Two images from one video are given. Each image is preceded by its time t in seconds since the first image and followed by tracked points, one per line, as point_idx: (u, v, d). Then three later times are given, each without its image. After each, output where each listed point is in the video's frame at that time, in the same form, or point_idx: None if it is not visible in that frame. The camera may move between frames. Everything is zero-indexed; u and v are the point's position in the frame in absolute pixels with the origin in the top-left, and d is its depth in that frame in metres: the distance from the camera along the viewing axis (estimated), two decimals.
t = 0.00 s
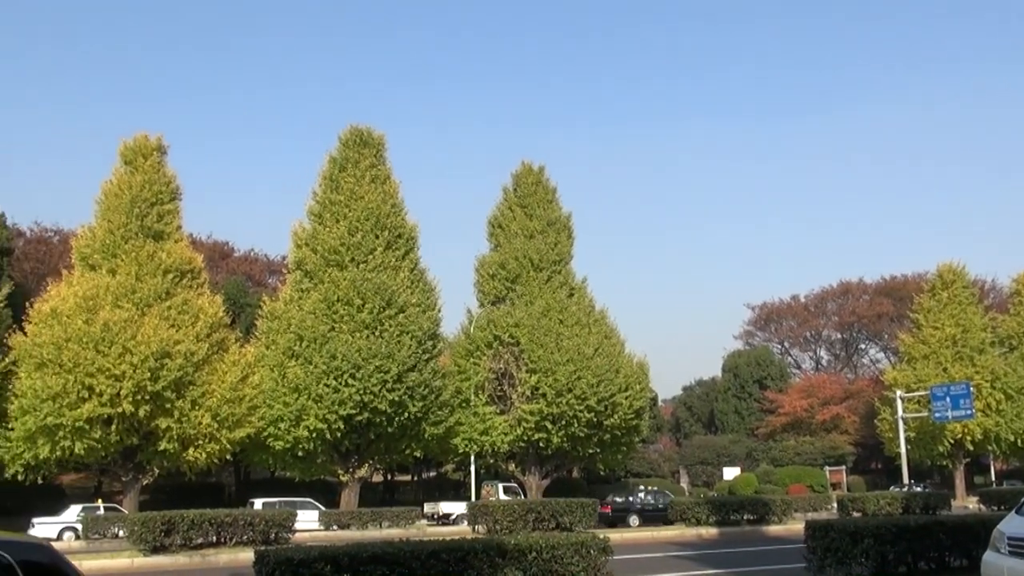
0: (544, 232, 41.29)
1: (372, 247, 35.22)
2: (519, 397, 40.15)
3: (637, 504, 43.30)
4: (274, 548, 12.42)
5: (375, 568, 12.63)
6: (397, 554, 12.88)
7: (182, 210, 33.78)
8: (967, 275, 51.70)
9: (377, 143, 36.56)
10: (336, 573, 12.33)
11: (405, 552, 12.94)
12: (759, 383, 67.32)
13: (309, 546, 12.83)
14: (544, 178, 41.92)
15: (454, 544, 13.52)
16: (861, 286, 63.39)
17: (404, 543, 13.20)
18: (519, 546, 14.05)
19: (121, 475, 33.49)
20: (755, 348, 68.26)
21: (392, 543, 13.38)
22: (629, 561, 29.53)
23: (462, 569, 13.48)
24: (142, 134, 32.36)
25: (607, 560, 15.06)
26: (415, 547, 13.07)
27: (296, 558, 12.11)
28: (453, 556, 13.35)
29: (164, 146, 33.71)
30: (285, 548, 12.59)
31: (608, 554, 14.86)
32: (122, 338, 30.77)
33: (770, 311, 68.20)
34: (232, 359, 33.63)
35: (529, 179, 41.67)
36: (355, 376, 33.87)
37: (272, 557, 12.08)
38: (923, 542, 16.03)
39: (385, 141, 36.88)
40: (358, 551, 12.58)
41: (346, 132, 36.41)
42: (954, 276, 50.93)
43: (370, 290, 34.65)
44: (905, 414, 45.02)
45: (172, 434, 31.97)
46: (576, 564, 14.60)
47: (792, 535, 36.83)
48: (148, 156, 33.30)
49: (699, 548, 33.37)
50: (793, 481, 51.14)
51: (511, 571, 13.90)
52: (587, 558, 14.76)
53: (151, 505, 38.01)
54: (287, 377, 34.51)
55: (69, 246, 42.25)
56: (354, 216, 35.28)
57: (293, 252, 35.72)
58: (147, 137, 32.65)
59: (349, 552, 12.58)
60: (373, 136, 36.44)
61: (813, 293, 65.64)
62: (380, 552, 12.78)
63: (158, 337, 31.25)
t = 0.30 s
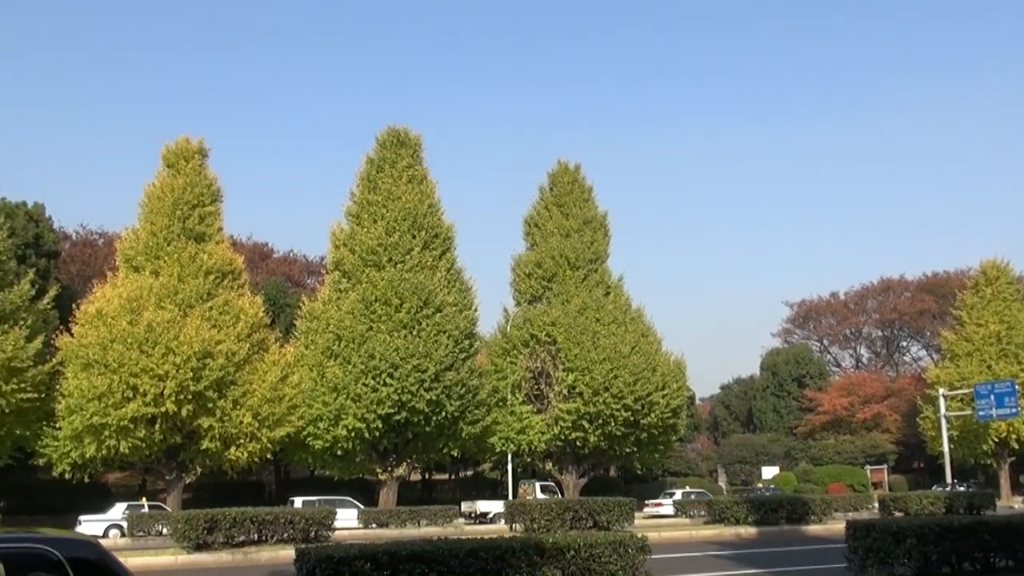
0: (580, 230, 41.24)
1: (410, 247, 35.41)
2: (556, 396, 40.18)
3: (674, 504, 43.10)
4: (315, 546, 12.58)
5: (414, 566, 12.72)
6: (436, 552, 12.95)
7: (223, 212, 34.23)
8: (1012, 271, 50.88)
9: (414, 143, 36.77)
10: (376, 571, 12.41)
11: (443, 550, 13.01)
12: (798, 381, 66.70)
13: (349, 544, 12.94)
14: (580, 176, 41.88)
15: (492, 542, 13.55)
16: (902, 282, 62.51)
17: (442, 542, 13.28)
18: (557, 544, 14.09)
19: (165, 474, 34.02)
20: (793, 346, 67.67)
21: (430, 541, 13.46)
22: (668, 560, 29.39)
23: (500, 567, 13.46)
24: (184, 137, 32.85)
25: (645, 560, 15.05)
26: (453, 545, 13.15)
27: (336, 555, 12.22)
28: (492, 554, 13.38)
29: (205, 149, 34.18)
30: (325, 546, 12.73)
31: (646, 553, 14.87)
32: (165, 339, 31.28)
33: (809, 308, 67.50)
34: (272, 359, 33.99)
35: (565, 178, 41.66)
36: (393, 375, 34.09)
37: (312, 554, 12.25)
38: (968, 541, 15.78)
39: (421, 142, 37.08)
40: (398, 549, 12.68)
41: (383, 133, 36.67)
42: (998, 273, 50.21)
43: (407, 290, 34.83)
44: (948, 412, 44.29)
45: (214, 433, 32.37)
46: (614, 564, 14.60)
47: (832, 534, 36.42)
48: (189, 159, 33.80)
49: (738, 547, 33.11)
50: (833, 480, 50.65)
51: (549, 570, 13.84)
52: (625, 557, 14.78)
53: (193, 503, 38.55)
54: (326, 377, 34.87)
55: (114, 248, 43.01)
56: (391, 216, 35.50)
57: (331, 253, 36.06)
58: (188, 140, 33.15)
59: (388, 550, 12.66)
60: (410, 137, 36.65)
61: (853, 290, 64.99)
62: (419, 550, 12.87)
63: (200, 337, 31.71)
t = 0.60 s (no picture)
0: (619, 228, 41.13)
1: (448, 246, 35.58)
2: (595, 394, 40.12)
3: (714, 502, 42.78)
4: (356, 544, 12.68)
5: (454, 564, 12.78)
6: (476, 550, 12.99)
7: (264, 213, 34.61)
8: None
9: (452, 143, 36.89)
10: (417, 568, 12.48)
11: (484, 548, 13.04)
12: (840, 379, 65.91)
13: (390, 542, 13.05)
14: (619, 174, 41.76)
15: (531, 540, 13.55)
16: (946, 278, 61.49)
17: (482, 539, 13.31)
18: (597, 542, 14.08)
19: (209, 471, 34.50)
20: (835, 343, 66.95)
21: (470, 539, 13.49)
22: (708, 559, 29.22)
23: (540, 566, 13.44)
24: (226, 139, 33.27)
25: (684, 559, 15.02)
26: (493, 543, 13.17)
27: (377, 553, 12.33)
28: (531, 552, 13.37)
29: (247, 151, 34.57)
30: (367, 543, 12.83)
31: (686, 552, 14.81)
32: (209, 339, 31.74)
33: (850, 305, 66.67)
34: (313, 358, 34.34)
35: (603, 175, 41.56)
36: (433, 374, 34.27)
37: (354, 551, 12.36)
38: (1017, 540, 15.35)
39: (459, 141, 37.20)
40: (438, 547, 12.75)
41: (422, 133, 36.86)
42: None
43: (446, 289, 34.96)
44: (994, 410, 43.38)
45: (257, 431, 32.75)
46: (653, 562, 14.56)
47: (876, 534, 35.94)
48: (231, 160, 34.19)
49: (779, 547, 32.80)
50: (876, 478, 50.28)
51: (589, 568, 13.87)
52: (664, 556, 14.70)
53: (237, 501, 39.08)
54: (366, 376, 35.17)
55: (159, 249, 43.75)
56: (430, 216, 35.68)
57: (371, 253, 36.34)
58: (231, 142, 33.57)
59: (429, 547, 12.73)
60: (448, 136, 36.79)
61: (896, 287, 64.25)
62: (459, 548, 12.93)
63: (243, 337, 32.12)
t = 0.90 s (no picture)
0: (653, 225, 40.99)
1: (482, 245, 35.67)
2: (629, 392, 39.96)
3: (750, 501, 42.45)
4: (393, 541, 12.75)
5: (489, 561, 12.85)
6: (511, 548, 13.02)
7: (300, 213, 34.89)
8: None
9: (486, 142, 36.94)
10: (453, 566, 12.56)
11: (519, 545, 13.06)
12: (878, 376, 65.12)
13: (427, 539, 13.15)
14: (653, 171, 41.60)
15: (567, 538, 13.51)
16: (987, 274, 60.73)
17: (517, 537, 13.33)
18: (632, 540, 14.07)
19: (248, 469, 34.87)
20: (873, 340, 66.20)
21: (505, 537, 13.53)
22: (744, 558, 29.02)
23: (575, 564, 13.37)
24: (263, 140, 33.54)
25: (721, 558, 14.86)
26: (529, 541, 13.18)
27: (414, 550, 12.43)
28: (566, 550, 13.34)
29: (283, 151, 34.84)
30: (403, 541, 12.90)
31: (722, 550, 14.68)
32: (247, 338, 32.08)
33: (889, 301, 66.23)
34: (349, 357, 34.58)
35: (637, 173, 41.42)
36: (467, 372, 34.38)
37: (391, 549, 12.44)
38: None
39: (493, 140, 37.24)
40: (474, 544, 12.80)
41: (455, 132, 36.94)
42: None
43: (480, 287, 35.01)
44: None
45: (294, 429, 33.06)
46: (689, 560, 14.44)
47: (916, 533, 35.47)
48: (267, 161, 34.44)
49: (817, 546, 32.50)
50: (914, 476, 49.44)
51: (624, 566, 13.86)
52: (701, 554, 14.62)
53: (274, 498, 39.54)
54: (401, 374, 35.32)
55: (197, 250, 44.33)
56: (464, 214, 35.77)
57: (406, 252, 36.52)
58: (267, 143, 33.83)
59: (465, 545, 12.79)
60: (482, 135, 36.84)
61: (935, 283, 63.48)
62: (495, 545, 12.97)
63: (280, 336, 32.44)
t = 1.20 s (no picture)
0: (683, 224, 40.84)
1: (512, 244, 35.72)
2: (661, 390, 39.79)
3: (783, 500, 42.08)
4: (424, 539, 12.76)
5: (522, 560, 12.88)
6: (543, 547, 13.07)
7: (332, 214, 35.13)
8: None
9: (516, 141, 36.99)
10: (485, 564, 12.65)
11: (551, 544, 13.11)
12: (914, 374, 64.29)
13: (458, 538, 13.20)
14: (683, 169, 41.44)
15: (598, 538, 13.51)
16: None
17: (549, 536, 13.37)
18: (664, 540, 13.87)
19: (281, 468, 35.15)
20: (908, 338, 65.35)
21: (537, 535, 13.55)
22: (777, 557, 28.78)
23: (607, 564, 13.37)
24: (295, 141, 33.78)
25: (754, 557, 14.80)
26: (561, 540, 13.23)
27: (446, 549, 12.48)
28: (599, 550, 13.35)
29: (314, 153, 35.07)
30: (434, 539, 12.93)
31: (756, 550, 14.57)
32: (280, 338, 32.37)
33: (924, 298, 65.56)
34: (381, 357, 34.79)
35: (667, 171, 41.29)
36: (498, 371, 34.42)
37: (423, 547, 12.43)
38: None
39: (523, 139, 37.27)
40: (506, 543, 12.84)
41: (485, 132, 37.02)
42: None
43: (511, 286, 35.05)
44: None
45: (327, 428, 33.31)
46: (722, 560, 14.30)
47: (953, 533, 34.98)
48: (299, 162, 34.68)
49: (852, 546, 32.17)
50: (950, 476, 48.74)
51: (656, 566, 13.72)
52: (734, 553, 14.48)
53: (307, 497, 39.84)
54: (432, 374, 35.47)
55: (231, 251, 44.80)
56: (494, 214, 35.84)
57: (436, 252, 36.69)
58: (299, 144, 34.09)
59: (497, 544, 12.85)
60: (511, 134, 36.88)
61: (971, 280, 62.78)
62: (527, 544, 13.02)
63: (312, 336, 32.71)
